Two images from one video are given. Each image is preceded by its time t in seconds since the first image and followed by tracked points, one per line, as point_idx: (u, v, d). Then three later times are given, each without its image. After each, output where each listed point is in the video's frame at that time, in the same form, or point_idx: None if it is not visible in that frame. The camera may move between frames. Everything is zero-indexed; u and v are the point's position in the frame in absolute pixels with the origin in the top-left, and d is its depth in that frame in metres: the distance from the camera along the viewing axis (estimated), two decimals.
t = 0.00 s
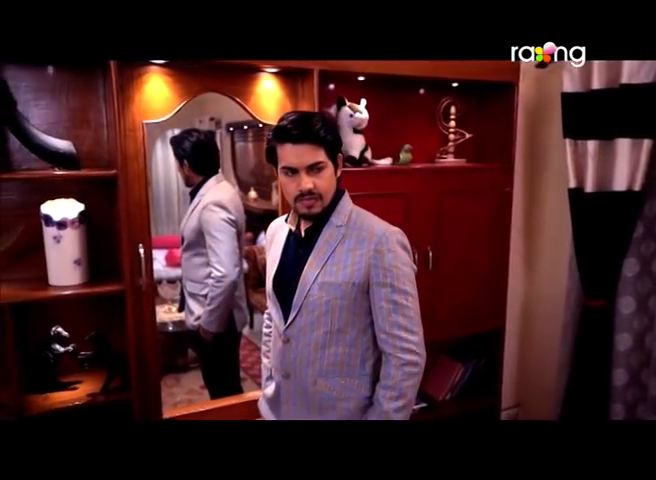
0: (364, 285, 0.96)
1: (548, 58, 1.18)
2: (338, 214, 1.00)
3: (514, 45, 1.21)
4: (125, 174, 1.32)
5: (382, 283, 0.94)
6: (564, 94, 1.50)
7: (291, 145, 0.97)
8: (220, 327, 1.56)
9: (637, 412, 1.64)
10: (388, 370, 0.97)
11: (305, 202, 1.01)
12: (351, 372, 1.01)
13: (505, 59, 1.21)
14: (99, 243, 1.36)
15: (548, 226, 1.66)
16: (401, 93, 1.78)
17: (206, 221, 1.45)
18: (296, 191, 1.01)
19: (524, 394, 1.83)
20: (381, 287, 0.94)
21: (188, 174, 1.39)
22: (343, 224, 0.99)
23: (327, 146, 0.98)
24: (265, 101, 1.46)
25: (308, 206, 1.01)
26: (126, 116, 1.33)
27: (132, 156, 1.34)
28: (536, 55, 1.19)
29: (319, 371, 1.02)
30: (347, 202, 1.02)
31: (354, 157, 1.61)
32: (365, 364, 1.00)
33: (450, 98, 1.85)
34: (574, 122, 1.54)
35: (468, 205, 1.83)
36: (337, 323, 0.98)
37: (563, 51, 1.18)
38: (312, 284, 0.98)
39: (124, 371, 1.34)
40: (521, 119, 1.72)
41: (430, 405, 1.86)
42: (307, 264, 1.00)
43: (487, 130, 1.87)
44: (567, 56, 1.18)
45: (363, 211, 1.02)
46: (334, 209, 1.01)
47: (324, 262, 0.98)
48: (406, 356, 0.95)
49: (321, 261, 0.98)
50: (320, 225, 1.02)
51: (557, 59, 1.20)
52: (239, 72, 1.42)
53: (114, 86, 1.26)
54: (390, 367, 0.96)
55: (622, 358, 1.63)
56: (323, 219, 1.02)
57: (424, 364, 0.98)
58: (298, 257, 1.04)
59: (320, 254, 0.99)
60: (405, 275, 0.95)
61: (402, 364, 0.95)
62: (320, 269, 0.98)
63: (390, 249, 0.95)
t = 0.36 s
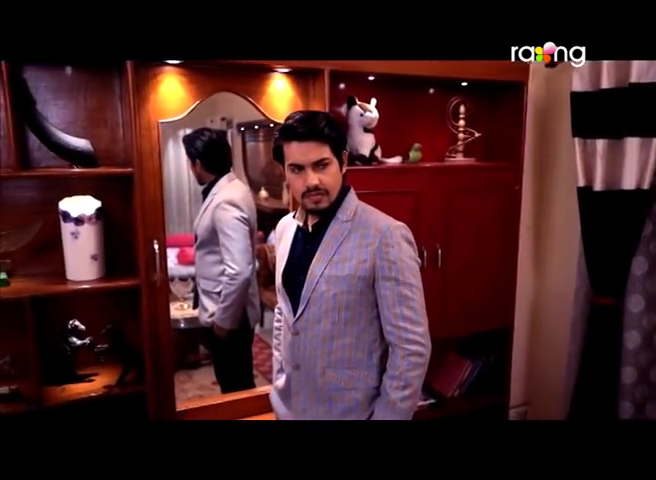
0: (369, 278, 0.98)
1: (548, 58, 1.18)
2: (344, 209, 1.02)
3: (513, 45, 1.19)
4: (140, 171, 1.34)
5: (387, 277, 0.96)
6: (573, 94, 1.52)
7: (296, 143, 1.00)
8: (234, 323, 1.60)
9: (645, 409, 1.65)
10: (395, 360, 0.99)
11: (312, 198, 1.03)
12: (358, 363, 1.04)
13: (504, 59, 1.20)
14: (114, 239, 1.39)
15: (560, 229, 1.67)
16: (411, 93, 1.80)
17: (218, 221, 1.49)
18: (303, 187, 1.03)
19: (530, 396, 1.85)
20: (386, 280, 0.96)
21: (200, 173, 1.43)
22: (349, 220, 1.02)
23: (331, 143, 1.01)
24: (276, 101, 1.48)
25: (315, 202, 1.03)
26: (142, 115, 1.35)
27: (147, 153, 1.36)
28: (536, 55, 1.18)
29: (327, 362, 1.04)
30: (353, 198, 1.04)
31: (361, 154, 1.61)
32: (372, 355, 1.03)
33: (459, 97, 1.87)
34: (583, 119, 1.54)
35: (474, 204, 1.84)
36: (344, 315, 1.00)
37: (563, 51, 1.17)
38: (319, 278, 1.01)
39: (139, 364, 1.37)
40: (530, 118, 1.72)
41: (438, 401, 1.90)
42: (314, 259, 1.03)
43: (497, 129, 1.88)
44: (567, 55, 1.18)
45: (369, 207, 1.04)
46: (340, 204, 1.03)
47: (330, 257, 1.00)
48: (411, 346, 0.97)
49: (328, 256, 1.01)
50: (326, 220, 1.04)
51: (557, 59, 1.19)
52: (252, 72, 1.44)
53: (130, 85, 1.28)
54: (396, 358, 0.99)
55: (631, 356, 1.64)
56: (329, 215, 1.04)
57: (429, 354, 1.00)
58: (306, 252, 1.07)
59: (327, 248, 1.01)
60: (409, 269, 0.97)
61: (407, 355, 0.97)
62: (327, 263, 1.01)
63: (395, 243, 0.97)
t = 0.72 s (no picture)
0: (385, 274, 1.00)
1: (548, 58, 1.20)
2: (360, 207, 1.04)
3: (514, 45, 1.21)
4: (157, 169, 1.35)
5: (403, 273, 0.98)
6: (585, 93, 1.56)
7: (314, 142, 1.01)
8: (250, 319, 1.61)
9: None
10: (411, 354, 1.00)
11: (329, 196, 1.04)
12: (374, 357, 1.05)
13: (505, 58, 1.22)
14: (131, 235, 1.42)
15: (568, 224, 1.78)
16: (422, 92, 1.82)
17: (233, 218, 1.52)
18: (320, 185, 1.04)
19: (541, 393, 1.97)
20: (402, 276, 0.98)
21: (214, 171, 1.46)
22: (365, 217, 1.04)
23: (348, 141, 1.02)
24: (290, 100, 1.50)
25: (333, 200, 1.04)
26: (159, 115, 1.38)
27: (163, 152, 1.38)
28: (536, 55, 1.20)
29: (344, 356, 1.06)
30: (369, 195, 1.06)
31: (374, 154, 1.62)
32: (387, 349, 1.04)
33: (470, 97, 1.88)
34: (593, 119, 1.58)
35: (479, 201, 1.77)
36: (361, 311, 1.02)
37: (563, 52, 1.20)
38: (336, 274, 1.03)
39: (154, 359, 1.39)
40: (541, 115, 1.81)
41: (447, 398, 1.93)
42: (331, 255, 1.04)
43: (508, 129, 1.90)
44: (567, 56, 1.21)
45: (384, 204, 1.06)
46: (356, 201, 1.05)
47: (347, 254, 1.02)
48: (426, 340, 0.99)
49: (344, 253, 1.03)
50: (342, 217, 1.06)
51: (557, 59, 1.22)
52: (265, 71, 1.46)
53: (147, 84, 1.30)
54: (412, 352, 1.00)
55: (641, 354, 1.63)
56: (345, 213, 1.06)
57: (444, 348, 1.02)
58: (322, 249, 1.09)
59: (343, 245, 1.03)
60: (425, 265, 0.98)
61: (423, 349, 0.99)
62: (343, 259, 1.02)
63: (411, 240, 0.99)
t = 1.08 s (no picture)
0: (400, 269, 1.02)
1: (549, 57, 1.24)
2: (374, 204, 1.07)
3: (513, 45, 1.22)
4: (170, 165, 1.38)
5: (417, 268, 1.00)
6: (587, 93, 1.61)
7: (331, 140, 1.03)
8: (257, 314, 1.63)
9: None
10: (424, 348, 1.02)
11: (346, 193, 1.06)
12: (387, 351, 1.07)
13: (505, 58, 1.27)
14: (142, 232, 1.44)
15: (571, 216, 1.83)
16: (427, 91, 1.84)
17: (243, 215, 1.56)
18: (336, 182, 1.06)
19: (545, 388, 2.00)
20: (416, 271, 1.00)
21: (223, 167, 1.51)
22: (379, 214, 1.06)
23: (365, 139, 1.04)
24: (299, 99, 1.53)
25: (349, 197, 1.06)
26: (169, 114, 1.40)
27: (175, 150, 1.39)
28: (537, 55, 1.25)
29: (358, 349, 1.07)
30: (383, 192, 1.08)
31: (383, 154, 1.66)
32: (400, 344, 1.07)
33: (476, 96, 1.90)
34: (596, 118, 1.60)
35: (486, 198, 1.79)
36: (375, 305, 1.04)
37: (563, 51, 1.25)
38: (351, 269, 1.05)
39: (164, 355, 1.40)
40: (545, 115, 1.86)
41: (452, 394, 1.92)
42: (346, 251, 1.07)
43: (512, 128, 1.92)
44: (567, 55, 1.25)
45: (398, 202, 1.09)
46: (371, 197, 1.08)
47: (362, 249, 1.05)
48: (439, 334, 1.01)
49: (359, 248, 1.05)
50: (357, 214, 1.08)
51: (557, 58, 1.26)
52: (274, 71, 1.49)
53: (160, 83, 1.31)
54: (425, 346, 1.02)
55: (644, 351, 1.61)
56: (359, 209, 1.08)
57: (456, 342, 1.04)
58: (337, 244, 1.10)
59: (358, 241, 1.05)
60: (438, 261, 1.01)
61: (436, 343, 1.01)
62: (358, 254, 1.05)
63: (425, 236, 1.01)
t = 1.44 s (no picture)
0: (413, 266, 1.06)
1: (548, 58, 1.25)
2: (388, 202, 1.10)
3: (514, 45, 1.25)
4: (181, 164, 1.43)
5: (430, 265, 1.04)
6: (589, 93, 1.64)
7: (347, 139, 1.06)
8: (264, 310, 1.66)
9: None
10: (436, 341, 1.07)
11: (361, 191, 1.09)
12: (399, 344, 1.11)
13: (505, 58, 1.28)
14: (153, 230, 1.47)
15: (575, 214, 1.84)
16: (432, 92, 1.87)
17: (250, 213, 1.57)
18: (352, 181, 1.08)
19: (546, 385, 2.02)
20: (429, 267, 1.04)
21: (231, 167, 1.52)
22: (393, 211, 1.09)
23: (380, 139, 1.07)
24: (306, 99, 1.56)
25: (364, 195, 1.09)
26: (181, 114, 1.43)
27: (186, 150, 1.43)
28: (536, 55, 1.25)
29: (372, 343, 1.11)
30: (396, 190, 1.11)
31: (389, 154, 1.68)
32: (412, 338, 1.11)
33: (479, 96, 1.93)
34: (597, 117, 1.63)
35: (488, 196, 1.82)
36: (388, 300, 1.08)
37: (563, 52, 1.25)
38: (365, 265, 1.08)
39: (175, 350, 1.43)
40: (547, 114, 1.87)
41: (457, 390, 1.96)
42: (360, 247, 1.10)
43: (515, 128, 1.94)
44: (567, 55, 1.26)
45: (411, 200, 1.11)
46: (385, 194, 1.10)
47: (377, 246, 1.08)
48: (451, 328, 1.05)
49: (373, 245, 1.08)
50: (370, 212, 1.11)
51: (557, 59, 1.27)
52: (283, 72, 1.53)
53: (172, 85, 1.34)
54: (437, 339, 1.07)
55: (645, 347, 1.63)
56: (374, 207, 1.11)
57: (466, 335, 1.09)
58: (352, 241, 1.13)
59: (372, 238, 1.08)
60: (450, 257, 1.05)
61: (448, 336, 1.06)
62: (373, 251, 1.08)
63: (438, 233, 1.05)
